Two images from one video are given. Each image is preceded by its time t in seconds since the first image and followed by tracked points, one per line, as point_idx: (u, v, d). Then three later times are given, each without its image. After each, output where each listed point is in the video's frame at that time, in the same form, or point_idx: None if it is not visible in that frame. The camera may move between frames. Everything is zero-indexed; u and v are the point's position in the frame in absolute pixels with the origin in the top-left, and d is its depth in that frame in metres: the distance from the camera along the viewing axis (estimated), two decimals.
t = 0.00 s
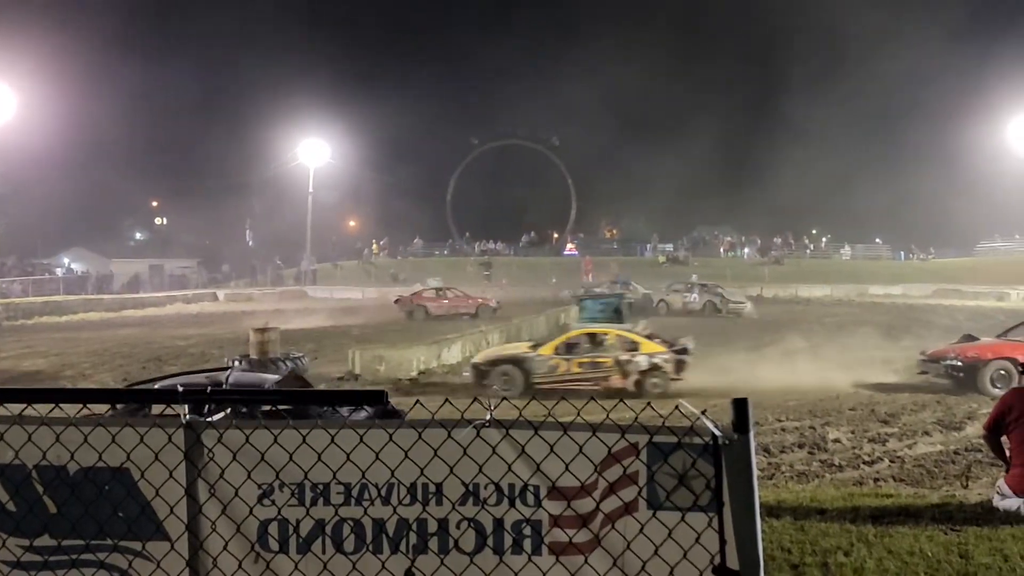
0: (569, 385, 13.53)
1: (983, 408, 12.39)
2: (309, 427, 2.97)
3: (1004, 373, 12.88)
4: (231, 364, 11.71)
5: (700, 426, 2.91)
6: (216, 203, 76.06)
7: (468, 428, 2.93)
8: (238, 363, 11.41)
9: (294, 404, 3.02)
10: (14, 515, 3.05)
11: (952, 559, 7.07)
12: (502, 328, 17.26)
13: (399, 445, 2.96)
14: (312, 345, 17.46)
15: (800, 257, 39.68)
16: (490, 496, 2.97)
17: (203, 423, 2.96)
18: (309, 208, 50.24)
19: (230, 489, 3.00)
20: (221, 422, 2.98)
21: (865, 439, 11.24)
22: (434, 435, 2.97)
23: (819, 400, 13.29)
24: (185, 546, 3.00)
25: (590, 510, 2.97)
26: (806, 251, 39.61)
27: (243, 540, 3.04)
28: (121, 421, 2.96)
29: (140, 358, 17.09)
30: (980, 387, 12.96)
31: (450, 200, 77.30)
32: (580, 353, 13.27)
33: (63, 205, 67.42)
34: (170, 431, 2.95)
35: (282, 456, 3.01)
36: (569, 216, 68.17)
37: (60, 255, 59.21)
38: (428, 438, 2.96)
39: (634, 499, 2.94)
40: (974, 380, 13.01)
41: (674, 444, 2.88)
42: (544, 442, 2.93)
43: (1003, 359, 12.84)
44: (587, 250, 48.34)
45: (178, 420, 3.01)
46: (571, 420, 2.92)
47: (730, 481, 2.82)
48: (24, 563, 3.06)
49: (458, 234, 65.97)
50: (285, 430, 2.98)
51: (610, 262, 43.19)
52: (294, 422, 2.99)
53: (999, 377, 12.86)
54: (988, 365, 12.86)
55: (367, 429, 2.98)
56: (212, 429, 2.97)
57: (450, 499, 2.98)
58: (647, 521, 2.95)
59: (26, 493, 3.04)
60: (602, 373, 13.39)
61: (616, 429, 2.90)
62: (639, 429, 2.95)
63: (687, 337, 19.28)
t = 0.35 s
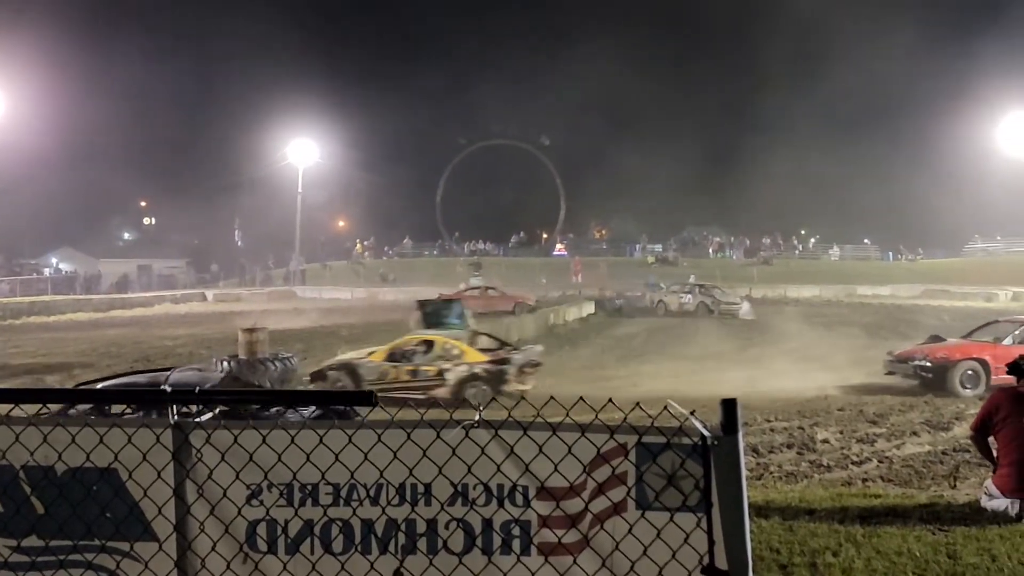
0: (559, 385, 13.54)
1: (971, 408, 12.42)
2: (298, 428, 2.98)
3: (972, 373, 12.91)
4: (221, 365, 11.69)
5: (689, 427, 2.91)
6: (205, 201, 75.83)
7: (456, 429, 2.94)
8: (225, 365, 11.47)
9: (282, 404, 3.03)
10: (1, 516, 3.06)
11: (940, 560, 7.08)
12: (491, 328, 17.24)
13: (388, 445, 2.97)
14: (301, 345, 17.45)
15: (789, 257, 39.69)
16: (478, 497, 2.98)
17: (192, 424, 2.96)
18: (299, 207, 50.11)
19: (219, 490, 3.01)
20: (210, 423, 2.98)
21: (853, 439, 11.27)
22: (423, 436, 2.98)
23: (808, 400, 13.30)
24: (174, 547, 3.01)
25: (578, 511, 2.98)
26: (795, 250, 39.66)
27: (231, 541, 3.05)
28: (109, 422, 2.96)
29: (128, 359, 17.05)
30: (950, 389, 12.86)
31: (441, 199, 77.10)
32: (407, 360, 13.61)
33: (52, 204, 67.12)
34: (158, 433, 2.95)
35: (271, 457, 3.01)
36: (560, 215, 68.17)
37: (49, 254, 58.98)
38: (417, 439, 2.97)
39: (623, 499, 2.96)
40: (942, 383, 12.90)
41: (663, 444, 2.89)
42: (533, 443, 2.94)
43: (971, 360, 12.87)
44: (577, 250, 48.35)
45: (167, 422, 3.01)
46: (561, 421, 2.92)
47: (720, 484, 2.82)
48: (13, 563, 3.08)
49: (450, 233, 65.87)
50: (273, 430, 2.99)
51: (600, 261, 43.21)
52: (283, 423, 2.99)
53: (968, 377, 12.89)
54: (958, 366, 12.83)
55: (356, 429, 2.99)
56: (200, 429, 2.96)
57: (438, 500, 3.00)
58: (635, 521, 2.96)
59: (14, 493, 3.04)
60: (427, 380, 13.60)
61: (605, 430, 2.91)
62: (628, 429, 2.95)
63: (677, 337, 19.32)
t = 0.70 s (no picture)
0: (551, 385, 13.55)
1: (960, 408, 12.54)
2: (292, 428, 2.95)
3: (929, 375, 13.11)
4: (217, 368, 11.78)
5: (682, 427, 2.95)
6: (195, 200, 75.44)
7: (451, 429, 2.93)
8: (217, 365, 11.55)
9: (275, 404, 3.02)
10: None
11: (931, 560, 6.81)
12: (484, 329, 17.19)
13: (382, 446, 2.95)
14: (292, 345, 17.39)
15: (780, 258, 39.90)
16: (472, 498, 2.95)
17: (184, 424, 2.93)
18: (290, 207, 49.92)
19: (211, 490, 2.97)
20: (202, 423, 2.96)
21: (844, 439, 11.32)
22: (416, 436, 2.96)
23: (798, 401, 13.34)
24: (166, 547, 2.97)
25: (572, 511, 2.95)
26: (786, 251, 39.88)
27: (224, 541, 3.01)
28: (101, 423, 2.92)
29: (118, 358, 16.94)
30: (907, 390, 13.08)
31: (432, 198, 76.99)
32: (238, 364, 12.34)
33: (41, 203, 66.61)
34: (151, 432, 2.92)
35: (264, 457, 2.98)
36: (551, 215, 68.21)
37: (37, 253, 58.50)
38: (410, 439, 2.95)
39: (616, 500, 2.94)
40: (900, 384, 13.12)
41: (655, 445, 2.90)
42: (526, 443, 2.93)
43: (928, 362, 13.11)
44: (569, 250, 48.39)
45: (159, 421, 2.98)
46: (555, 422, 2.91)
47: (713, 484, 2.86)
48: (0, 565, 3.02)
49: (441, 233, 65.85)
50: (266, 430, 2.96)
51: (592, 262, 43.28)
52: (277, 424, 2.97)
53: (924, 378, 13.10)
54: (916, 367, 13.05)
55: (350, 429, 2.97)
56: (193, 429, 2.94)
57: (432, 500, 2.96)
58: (629, 520, 2.94)
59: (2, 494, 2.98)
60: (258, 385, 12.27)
61: (598, 430, 2.91)
62: (621, 429, 2.95)
63: (669, 337, 19.37)
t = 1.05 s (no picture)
0: (551, 384, 13.56)
1: (957, 409, 12.61)
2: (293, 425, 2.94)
3: (876, 377, 12.99)
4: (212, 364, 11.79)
5: (683, 426, 2.92)
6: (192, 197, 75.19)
7: (451, 426, 2.92)
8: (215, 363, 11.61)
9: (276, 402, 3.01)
10: None
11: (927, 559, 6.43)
12: (482, 328, 17.16)
13: (383, 444, 2.95)
14: (292, 342, 17.36)
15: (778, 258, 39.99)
16: (472, 496, 2.94)
17: (186, 422, 2.92)
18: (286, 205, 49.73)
19: (212, 487, 2.96)
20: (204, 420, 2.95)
21: (841, 439, 11.37)
22: (417, 434, 2.95)
23: (795, 401, 13.36)
24: (167, 544, 2.95)
25: (573, 510, 2.95)
26: (784, 250, 40.02)
27: (225, 539, 2.99)
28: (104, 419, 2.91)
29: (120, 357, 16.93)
30: (853, 394, 12.97)
31: (428, 197, 76.80)
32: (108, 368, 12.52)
33: (36, 200, 66.11)
34: (153, 429, 2.91)
35: (265, 454, 2.97)
36: (549, 214, 68.12)
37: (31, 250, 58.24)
38: (411, 438, 2.94)
39: (617, 498, 2.93)
40: (847, 387, 13.02)
41: (656, 443, 2.88)
42: (527, 442, 2.92)
43: (875, 364, 12.98)
44: (565, 249, 48.36)
45: (160, 419, 2.97)
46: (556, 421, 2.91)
47: (714, 483, 2.81)
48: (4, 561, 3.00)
49: (437, 231, 65.75)
50: (267, 428, 2.96)
51: (590, 261, 43.29)
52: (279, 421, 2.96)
53: (871, 381, 12.97)
54: (863, 370, 12.93)
55: (351, 428, 2.96)
56: (194, 427, 2.93)
57: (433, 497, 2.95)
58: (629, 520, 2.93)
59: (5, 490, 2.96)
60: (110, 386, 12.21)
61: (599, 429, 2.90)
62: (621, 429, 2.95)
63: (668, 337, 19.43)
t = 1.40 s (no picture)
0: (548, 386, 13.55)
1: (952, 414, 12.68)
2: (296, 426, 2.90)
3: (803, 386, 12.82)
4: (207, 365, 11.71)
5: (684, 429, 2.86)
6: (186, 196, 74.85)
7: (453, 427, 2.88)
8: (209, 364, 11.58)
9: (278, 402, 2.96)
10: None
11: (925, 564, 6.11)
12: (479, 330, 17.14)
13: (385, 444, 2.91)
14: (289, 343, 17.33)
15: (773, 262, 40.10)
16: (474, 497, 2.91)
17: (188, 421, 2.87)
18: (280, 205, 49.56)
19: (214, 486, 2.91)
20: (207, 420, 2.90)
21: (837, 443, 11.40)
22: (418, 435, 2.91)
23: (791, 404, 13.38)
24: (169, 544, 2.91)
25: (574, 511, 2.91)
26: (779, 255, 40.22)
27: (227, 539, 2.95)
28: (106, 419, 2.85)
29: (117, 359, 16.86)
30: (781, 403, 12.83)
31: (424, 199, 76.69)
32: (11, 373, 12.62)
33: (32, 199, 65.84)
34: (156, 429, 2.86)
35: (268, 455, 2.93)
36: (544, 216, 68.17)
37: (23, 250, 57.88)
38: (413, 438, 2.90)
39: (618, 500, 2.89)
40: (776, 395, 12.88)
41: (659, 445, 2.83)
42: (529, 443, 2.87)
43: (802, 372, 12.81)
44: (560, 251, 48.39)
45: (162, 418, 2.92)
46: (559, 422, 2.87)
47: (715, 485, 2.76)
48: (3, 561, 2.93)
49: (432, 231, 65.70)
50: (271, 427, 2.92)
51: (586, 263, 43.32)
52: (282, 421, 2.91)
53: (799, 390, 12.80)
54: (790, 378, 12.76)
55: (354, 427, 2.91)
56: (197, 426, 2.88)
57: (435, 498, 2.92)
58: (630, 522, 2.88)
59: (6, 487, 2.89)
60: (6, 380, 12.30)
61: (601, 430, 2.86)
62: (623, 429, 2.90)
63: (664, 339, 19.48)
